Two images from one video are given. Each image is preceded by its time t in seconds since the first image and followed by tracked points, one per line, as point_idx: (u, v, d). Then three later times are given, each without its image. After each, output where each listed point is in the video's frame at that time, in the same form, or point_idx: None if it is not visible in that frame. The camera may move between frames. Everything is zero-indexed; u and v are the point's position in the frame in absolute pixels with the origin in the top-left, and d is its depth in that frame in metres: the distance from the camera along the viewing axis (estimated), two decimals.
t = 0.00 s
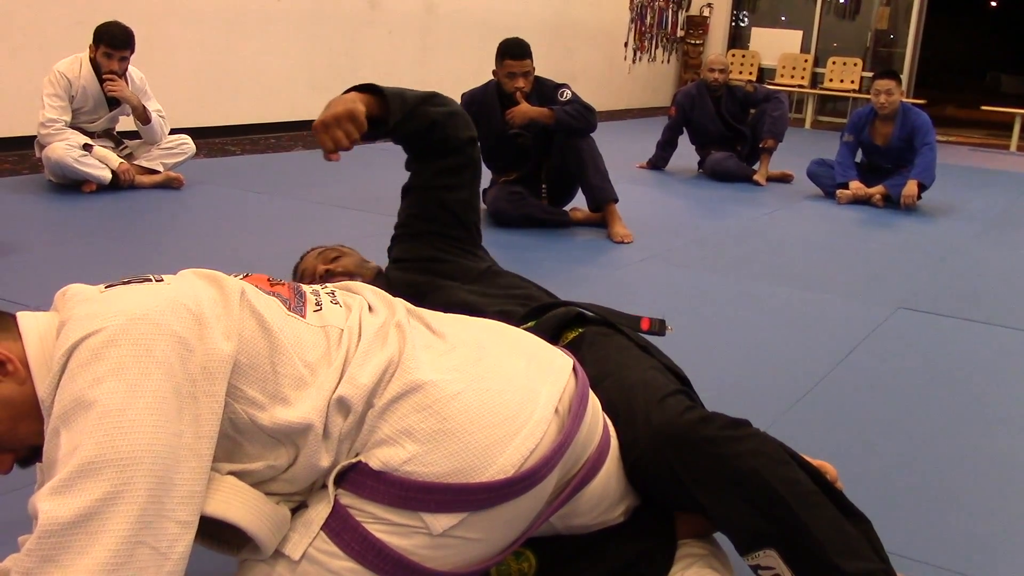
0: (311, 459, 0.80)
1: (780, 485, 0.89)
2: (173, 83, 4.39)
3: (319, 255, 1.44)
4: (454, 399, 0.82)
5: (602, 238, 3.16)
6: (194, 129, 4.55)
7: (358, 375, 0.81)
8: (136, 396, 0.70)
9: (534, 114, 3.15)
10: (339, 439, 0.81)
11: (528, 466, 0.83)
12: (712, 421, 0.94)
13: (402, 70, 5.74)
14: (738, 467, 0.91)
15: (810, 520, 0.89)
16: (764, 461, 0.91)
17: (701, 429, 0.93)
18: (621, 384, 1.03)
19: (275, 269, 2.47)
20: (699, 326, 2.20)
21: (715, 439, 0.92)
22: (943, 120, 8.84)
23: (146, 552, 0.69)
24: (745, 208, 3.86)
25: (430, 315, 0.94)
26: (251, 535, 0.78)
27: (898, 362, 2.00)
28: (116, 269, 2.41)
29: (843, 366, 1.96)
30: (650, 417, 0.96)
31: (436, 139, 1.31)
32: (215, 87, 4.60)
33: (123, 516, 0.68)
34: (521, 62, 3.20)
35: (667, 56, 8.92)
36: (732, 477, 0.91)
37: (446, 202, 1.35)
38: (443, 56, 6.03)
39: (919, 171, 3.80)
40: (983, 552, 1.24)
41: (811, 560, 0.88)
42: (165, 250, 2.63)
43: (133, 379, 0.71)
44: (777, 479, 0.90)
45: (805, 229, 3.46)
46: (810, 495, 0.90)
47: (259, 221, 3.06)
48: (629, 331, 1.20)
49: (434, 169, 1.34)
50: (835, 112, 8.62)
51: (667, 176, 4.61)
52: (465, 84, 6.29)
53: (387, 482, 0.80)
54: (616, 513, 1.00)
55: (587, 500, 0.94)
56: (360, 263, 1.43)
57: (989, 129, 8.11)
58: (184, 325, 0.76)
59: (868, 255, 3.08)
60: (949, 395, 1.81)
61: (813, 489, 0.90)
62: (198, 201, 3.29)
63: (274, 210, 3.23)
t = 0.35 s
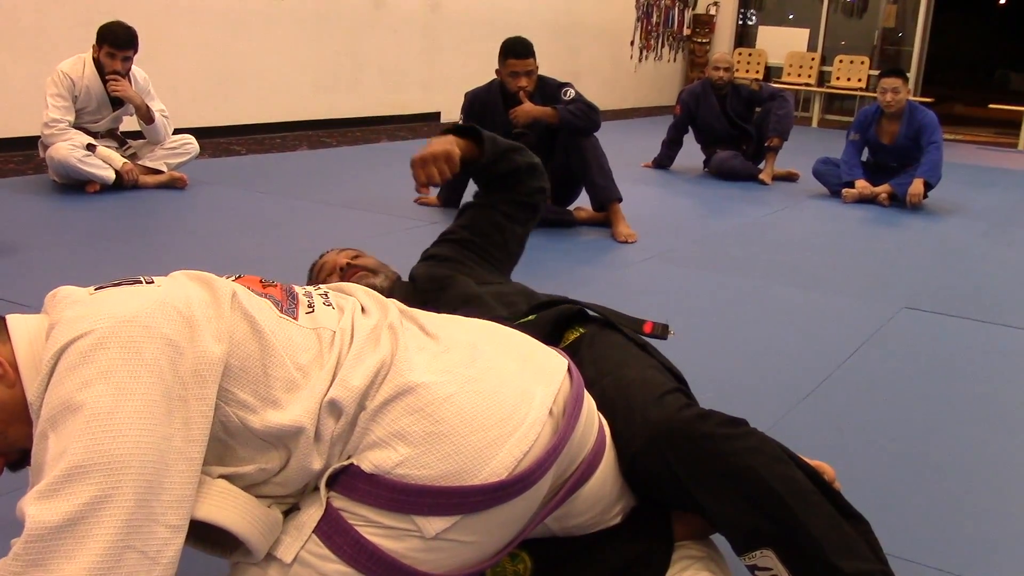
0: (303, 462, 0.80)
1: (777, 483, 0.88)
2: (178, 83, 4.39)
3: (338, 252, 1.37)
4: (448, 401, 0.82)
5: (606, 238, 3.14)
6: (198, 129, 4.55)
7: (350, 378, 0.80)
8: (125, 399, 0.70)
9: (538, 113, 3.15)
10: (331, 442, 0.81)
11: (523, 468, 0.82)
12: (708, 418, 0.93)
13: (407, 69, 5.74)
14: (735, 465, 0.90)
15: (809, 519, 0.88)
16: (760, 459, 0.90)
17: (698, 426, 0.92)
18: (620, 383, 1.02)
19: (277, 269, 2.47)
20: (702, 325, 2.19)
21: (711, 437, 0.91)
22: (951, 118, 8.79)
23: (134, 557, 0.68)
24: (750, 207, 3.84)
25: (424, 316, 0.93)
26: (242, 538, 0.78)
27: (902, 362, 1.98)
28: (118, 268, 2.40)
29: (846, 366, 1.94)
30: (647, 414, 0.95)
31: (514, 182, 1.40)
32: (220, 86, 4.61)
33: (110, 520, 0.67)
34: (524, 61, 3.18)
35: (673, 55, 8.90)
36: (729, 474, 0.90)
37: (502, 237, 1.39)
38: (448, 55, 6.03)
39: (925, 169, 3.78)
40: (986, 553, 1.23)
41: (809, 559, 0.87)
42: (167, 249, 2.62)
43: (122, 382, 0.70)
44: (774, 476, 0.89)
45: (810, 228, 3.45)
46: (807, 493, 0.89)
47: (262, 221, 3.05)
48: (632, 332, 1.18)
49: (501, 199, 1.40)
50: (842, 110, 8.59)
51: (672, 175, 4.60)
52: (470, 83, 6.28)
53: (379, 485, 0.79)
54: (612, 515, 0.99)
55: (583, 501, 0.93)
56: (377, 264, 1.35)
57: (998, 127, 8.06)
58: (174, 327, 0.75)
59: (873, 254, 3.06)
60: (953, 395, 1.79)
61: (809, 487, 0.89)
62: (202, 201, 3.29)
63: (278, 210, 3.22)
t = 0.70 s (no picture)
0: (294, 467, 0.79)
1: (779, 486, 0.86)
2: (188, 84, 4.40)
3: (339, 264, 1.29)
4: (441, 404, 0.80)
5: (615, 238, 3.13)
6: (209, 130, 4.56)
7: (341, 380, 0.79)
8: (111, 404, 0.69)
9: (547, 112, 3.14)
10: (322, 446, 0.80)
11: (516, 472, 0.81)
12: (708, 419, 0.91)
13: (418, 70, 5.74)
14: (735, 467, 0.88)
15: (811, 524, 0.86)
16: (761, 462, 0.88)
17: (698, 427, 0.90)
18: (622, 384, 1.00)
19: (284, 270, 2.47)
20: (709, 326, 2.17)
21: (711, 439, 0.89)
22: (966, 117, 8.70)
23: (121, 563, 0.67)
24: (761, 206, 3.81)
25: (418, 318, 0.91)
26: (232, 544, 0.77)
27: (911, 362, 1.96)
28: (124, 269, 2.41)
29: (855, 366, 1.92)
30: (646, 414, 0.93)
31: (581, 272, 1.37)
32: (230, 87, 4.61)
33: (96, 527, 0.66)
34: (532, 61, 3.19)
35: (685, 55, 8.86)
36: (729, 477, 0.88)
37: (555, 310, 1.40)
38: (459, 55, 6.02)
39: (937, 168, 3.74)
40: (994, 557, 1.21)
41: (811, 564, 0.85)
42: (174, 251, 2.62)
43: (108, 386, 0.69)
44: (775, 480, 0.87)
45: (821, 228, 3.42)
46: (809, 497, 0.86)
47: (270, 222, 3.05)
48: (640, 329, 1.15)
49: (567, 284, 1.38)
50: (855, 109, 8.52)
51: (683, 174, 4.58)
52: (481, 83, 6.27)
53: (372, 489, 0.78)
54: (612, 518, 0.98)
55: (580, 505, 0.92)
56: (384, 271, 1.29)
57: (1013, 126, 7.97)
58: (162, 331, 0.74)
59: (884, 254, 3.03)
60: (962, 396, 1.77)
61: (812, 491, 0.87)
62: (210, 202, 3.30)
63: (286, 211, 3.23)
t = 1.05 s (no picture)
0: (298, 464, 0.78)
1: (799, 491, 0.83)
2: (227, 84, 4.45)
3: (360, 264, 1.27)
4: (447, 402, 0.79)
5: (649, 237, 3.09)
6: (247, 129, 4.61)
7: (347, 377, 0.78)
8: (111, 399, 0.68)
9: (580, 110, 3.11)
10: (327, 443, 0.79)
11: (524, 472, 0.79)
12: (726, 421, 0.88)
13: (455, 69, 5.74)
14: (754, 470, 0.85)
15: (832, 530, 0.82)
16: (781, 465, 0.85)
17: (716, 428, 0.87)
18: (641, 385, 0.97)
19: (315, 267, 2.48)
20: (741, 325, 2.13)
21: (730, 441, 0.86)
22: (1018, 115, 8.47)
23: (119, 559, 0.66)
24: (800, 205, 3.74)
25: (427, 314, 0.90)
26: (235, 541, 0.76)
27: (949, 364, 1.90)
28: (157, 266, 2.44)
29: (890, 368, 1.86)
30: (663, 415, 0.91)
31: (588, 256, 1.37)
32: (269, 86, 4.66)
33: (93, 522, 0.66)
34: (565, 58, 3.16)
35: (727, 52, 8.75)
36: (748, 480, 0.85)
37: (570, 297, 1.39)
38: (497, 54, 6.01)
39: (982, 167, 3.64)
40: None
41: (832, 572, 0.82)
42: (208, 248, 2.65)
43: (108, 381, 0.69)
44: (795, 484, 0.84)
45: (861, 227, 3.34)
46: (831, 502, 0.83)
47: (305, 220, 3.07)
48: (668, 332, 1.10)
49: (575, 268, 1.37)
50: (901, 107, 8.35)
51: (721, 173, 4.51)
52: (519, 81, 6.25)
53: (376, 487, 0.77)
54: (628, 520, 0.95)
55: (594, 506, 0.90)
56: (403, 271, 1.26)
57: None
58: (165, 326, 0.73)
59: (925, 254, 2.95)
60: (1002, 401, 1.70)
61: (835, 495, 0.84)
62: (246, 200, 3.33)
63: (320, 209, 3.24)
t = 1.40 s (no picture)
0: (321, 455, 0.77)
1: (842, 502, 0.79)
2: (309, 79, 4.53)
3: (408, 258, 1.23)
4: (471, 397, 0.77)
5: (722, 236, 3.01)
6: (327, 123, 4.69)
7: (371, 369, 0.77)
8: (132, 386, 0.69)
9: (654, 105, 3.04)
10: (350, 435, 0.78)
11: (548, 471, 0.77)
12: (765, 426, 0.84)
13: (535, 65, 5.72)
14: (794, 478, 0.81)
15: (878, 543, 0.78)
16: (824, 474, 0.80)
17: (753, 435, 0.83)
18: (680, 386, 0.94)
19: (381, 261, 2.49)
20: (812, 328, 2.04)
21: (769, 448, 0.82)
22: None
23: (136, 544, 0.67)
24: (885, 206, 3.59)
25: (458, 308, 0.88)
26: (255, 531, 0.76)
27: None
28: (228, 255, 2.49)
29: (967, 377, 1.76)
30: (699, 419, 0.87)
31: (651, 252, 1.33)
32: (350, 81, 4.72)
33: (110, 507, 0.66)
34: (640, 53, 3.10)
35: (819, 49, 8.49)
36: (788, 489, 0.81)
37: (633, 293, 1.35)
38: (578, 50, 5.96)
39: None
40: None
41: None
42: (278, 239, 2.70)
43: (130, 367, 0.69)
44: (838, 495, 0.79)
45: (949, 230, 3.18)
46: (876, 514, 0.79)
47: (376, 214, 3.10)
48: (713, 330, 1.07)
49: (639, 264, 1.34)
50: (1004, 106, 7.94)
51: (803, 172, 4.37)
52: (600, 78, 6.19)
53: (397, 481, 0.76)
54: (662, 524, 0.92)
55: (626, 509, 0.87)
56: (454, 264, 1.23)
57: None
58: (190, 314, 0.74)
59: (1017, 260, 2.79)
60: None
61: (880, 506, 0.79)
62: (321, 193, 3.38)
63: (391, 203, 3.27)
